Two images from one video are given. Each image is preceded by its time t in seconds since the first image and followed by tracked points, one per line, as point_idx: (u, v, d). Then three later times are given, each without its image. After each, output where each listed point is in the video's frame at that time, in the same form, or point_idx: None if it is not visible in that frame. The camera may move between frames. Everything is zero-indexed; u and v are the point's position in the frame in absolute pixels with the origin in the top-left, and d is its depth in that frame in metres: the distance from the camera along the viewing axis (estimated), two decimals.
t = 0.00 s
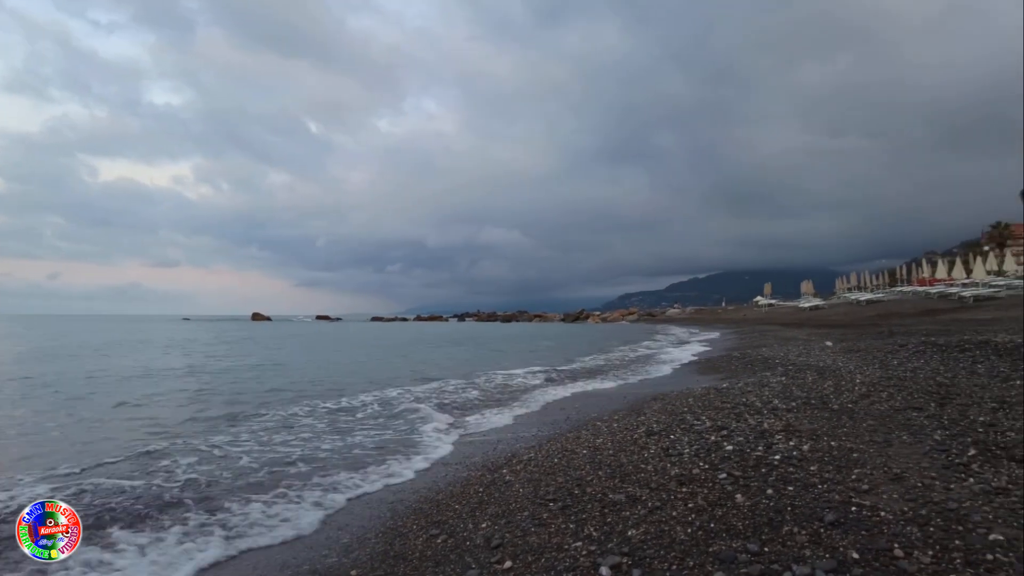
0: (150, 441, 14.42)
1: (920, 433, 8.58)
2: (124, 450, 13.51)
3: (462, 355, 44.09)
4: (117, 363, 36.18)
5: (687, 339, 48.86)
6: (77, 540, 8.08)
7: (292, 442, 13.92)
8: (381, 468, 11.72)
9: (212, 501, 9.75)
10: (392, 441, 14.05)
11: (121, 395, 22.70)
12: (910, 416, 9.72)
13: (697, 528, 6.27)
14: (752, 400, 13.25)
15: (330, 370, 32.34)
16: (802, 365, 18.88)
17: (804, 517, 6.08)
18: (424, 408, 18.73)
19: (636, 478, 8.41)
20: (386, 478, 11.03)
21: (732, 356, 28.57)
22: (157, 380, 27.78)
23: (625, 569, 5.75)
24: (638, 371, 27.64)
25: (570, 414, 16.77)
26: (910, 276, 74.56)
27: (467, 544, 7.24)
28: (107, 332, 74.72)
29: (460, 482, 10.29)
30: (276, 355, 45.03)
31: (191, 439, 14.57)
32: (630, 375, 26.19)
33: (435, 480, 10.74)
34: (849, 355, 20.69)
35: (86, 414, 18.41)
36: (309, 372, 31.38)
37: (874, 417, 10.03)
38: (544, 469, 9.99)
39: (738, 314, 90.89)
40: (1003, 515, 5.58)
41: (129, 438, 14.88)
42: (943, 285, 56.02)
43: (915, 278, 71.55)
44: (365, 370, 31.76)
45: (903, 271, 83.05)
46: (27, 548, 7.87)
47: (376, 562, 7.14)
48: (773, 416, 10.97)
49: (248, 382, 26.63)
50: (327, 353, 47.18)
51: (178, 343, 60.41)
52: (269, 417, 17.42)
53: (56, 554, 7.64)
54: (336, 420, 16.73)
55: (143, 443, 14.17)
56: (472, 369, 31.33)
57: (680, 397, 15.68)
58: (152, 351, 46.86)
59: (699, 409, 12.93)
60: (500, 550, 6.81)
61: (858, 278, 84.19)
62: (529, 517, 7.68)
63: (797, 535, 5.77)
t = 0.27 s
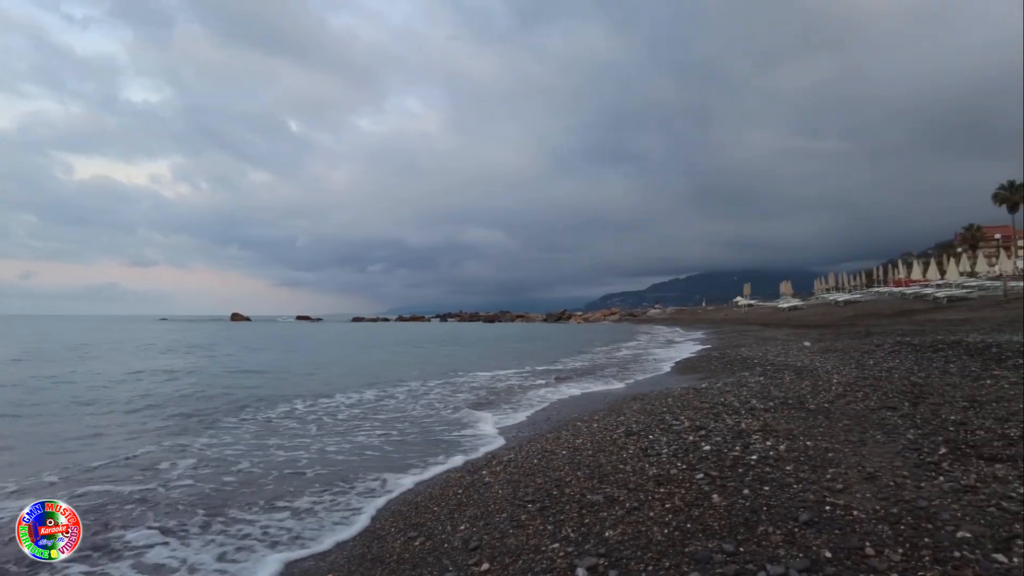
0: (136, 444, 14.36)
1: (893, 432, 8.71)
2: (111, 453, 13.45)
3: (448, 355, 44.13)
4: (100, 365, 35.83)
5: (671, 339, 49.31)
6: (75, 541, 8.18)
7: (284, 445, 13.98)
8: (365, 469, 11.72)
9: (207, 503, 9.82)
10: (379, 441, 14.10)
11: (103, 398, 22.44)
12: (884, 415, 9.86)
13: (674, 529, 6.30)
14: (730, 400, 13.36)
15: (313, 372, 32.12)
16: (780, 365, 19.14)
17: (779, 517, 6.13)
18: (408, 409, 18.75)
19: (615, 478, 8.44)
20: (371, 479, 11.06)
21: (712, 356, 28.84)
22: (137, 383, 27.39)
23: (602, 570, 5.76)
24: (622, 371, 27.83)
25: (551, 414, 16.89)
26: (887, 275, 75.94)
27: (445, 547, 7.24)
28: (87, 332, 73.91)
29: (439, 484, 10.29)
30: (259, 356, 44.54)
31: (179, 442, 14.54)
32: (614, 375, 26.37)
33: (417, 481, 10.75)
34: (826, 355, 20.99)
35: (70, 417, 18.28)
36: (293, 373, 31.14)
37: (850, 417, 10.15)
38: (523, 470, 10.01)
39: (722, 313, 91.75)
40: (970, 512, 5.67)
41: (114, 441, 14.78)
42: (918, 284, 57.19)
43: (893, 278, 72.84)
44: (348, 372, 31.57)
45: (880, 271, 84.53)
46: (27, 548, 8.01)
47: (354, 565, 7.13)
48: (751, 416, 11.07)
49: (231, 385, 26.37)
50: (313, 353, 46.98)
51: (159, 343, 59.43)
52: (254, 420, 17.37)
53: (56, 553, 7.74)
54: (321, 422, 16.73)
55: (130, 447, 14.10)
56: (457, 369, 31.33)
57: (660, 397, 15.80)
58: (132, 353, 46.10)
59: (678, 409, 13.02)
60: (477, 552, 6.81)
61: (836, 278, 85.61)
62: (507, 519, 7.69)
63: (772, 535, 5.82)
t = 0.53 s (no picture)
0: (123, 447, 14.21)
1: (871, 431, 8.82)
2: (98, 457, 13.31)
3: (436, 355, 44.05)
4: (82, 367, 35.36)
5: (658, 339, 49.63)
6: (76, 540, 8.20)
7: (275, 447, 13.95)
8: (353, 469, 11.72)
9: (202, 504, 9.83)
10: (368, 442, 14.09)
11: (86, 401, 22.10)
12: (863, 414, 9.99)
13: (656, 529, 6.33)
14: (712, 399, 13.47)
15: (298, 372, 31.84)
16: (763, 365, 19.35)
17: (759, 516, 6.18)
18: (395, 410, 18.75)
19: (597, 479, 8.47)
20: (360, 478, 11.07)
21: (696, 356, 29.02)
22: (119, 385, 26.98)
23: (584, 570, 5.77)
24: (608, 371, 27.97)
25: (538, 414, 16.97)
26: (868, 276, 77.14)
27: (428, 548, 7.23)
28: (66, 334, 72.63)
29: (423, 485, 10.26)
30: (244, 357, 44.08)
31: (168, 444, 14.43)
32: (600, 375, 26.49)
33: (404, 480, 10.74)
34: (807, 355, 21.22)
35: (53, 420, 18.07)
36: (277, 375, 30.85)
37: (830, 416, 10.27)
38: (507, 470, 10.01)
39: (707, 313, 92.46)
40: (946, 509, 5.76)
41: (99, 444, 14.59)
42: (898, 285, 58.24)
43: (872, 278, 74.11)
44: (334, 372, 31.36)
45: (860, 271, 85.91)
46: (26, 548, 8.02)
47: (338, 568, 7.11)
48: (732, 416, 11.15)
49: (215, 386, 26.08)
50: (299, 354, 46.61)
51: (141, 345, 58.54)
52: (240, 422, 17.24)
53: (56, 554, 7.75)
54: (308, 423, 16.68)
55: (117, 449, 13.97)
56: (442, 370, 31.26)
57: (643, 397, 15.87)
58: (115, 354, 45.43)
59: (661, 409, 13.11)
60: (460, 553, 6.80)
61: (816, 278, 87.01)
62: (489, 520, 7.68)
63: (752, 534, 5.87)
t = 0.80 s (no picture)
0: (110, 448, 14.11)
1: (852, 430, 8.92)
2: (84, 458, 13.19)
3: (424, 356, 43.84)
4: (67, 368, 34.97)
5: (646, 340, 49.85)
6: (76, 541, 8.32)
7: (264, 446, 13.93)
8: (341, 468, 11.72)
9: (195, 503, 9.87)
10: (357, 441, 14.10)
11: (69, 402, 21.82)
12: (845, 413, 10.08)
13: (638, 528, 6.34)
14: (696, 399, 13.54)
15: (284, 373, 31.61)
16: (747, 365, 19.48)
17: (741, 515, 6.21)
18: (382, 410, 18.69)
19: (581, 478, 8.48)
20: (347, 477, 11.08)
21: (681, 356, 28.90)
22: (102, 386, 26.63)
23: (566, 569, 5.77)
24: (595, 370, 28.03)
25: (525, 413, 17.00)
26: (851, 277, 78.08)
27: (411, 549, 7.23)
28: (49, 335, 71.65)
29: (407, 486, 10.27)
30: (230, 358, 43.65)
31: (156, 445, 14.34)
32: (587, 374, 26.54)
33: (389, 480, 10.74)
34: (791, 355, 21.23)
35: (38, 422, 17.89)
36: (263, 375, 30.58)
37: (813, 415, 10.36)
38: (492, 470, 10.01)
39: (696, 313, 92.97)
40: (924, 506, 5.82)
41: (84, 446, 14.45)
42: (880, 285, 59.04)
43: (855, 278, 75.00)
44: (321, 373, 31.15)
45: (844, 272, 86.91)
46: (27, 548, 8.14)
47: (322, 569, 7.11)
48: (716, 415, 11.21)
49: (201, 387, 25.83)
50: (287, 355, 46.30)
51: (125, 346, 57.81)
52: (227, 422, 17.13)
53: (56, 554, 7.85)
54: (295, 424, 16.61)
55: (104, 451, 13.87)
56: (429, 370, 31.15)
57: (628, 396, 15.86)
58: (100, 356, 44.94)
59: (646, 408, 13.16)
60: (442, 553, 6.79)
61: (800, 278, 87.93)
62: (473, 520, 7.68)
63: (734, 532, 5.90)
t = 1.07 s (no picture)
0: (100, 448, 14.01)
1: (836, 429, 9.00)
2: (76, 458, 13.10)
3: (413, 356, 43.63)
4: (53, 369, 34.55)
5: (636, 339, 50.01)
6: (76, 541, 8.32)
7: (257, 446, 13.91)
8: (333, 467, 11.71)
9: (193, 502, 9.90)
10: (348, 441, 14.08)
11: (56, 403, 21.57)
12: (829, 412, 10.17)
13: (622, 527, 6.37)
14: (682, 398, 13.60)
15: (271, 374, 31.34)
16: (733, 365, 19.59)
17: (724, 514, 6.25)
18: (371, 410, 18.64)
19: (566, 477, 8.50)
20: (337, 477, 11.07)
21: (667, 356, 28.84)
22: (88, 387, 26.33)
23: (549, 569, 5.78)
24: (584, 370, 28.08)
25: (514, 413, 17.02)
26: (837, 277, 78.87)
27: (395, 549, 7.22)
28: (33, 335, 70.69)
29: (390, 487, 10.21)
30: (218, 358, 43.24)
31: (148, 444, 14.27)
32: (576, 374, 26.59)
33: (376, 480, 10.72)
34: (777, 355, 21.23)
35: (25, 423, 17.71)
36: (251, 376, 30.32)
37: (798, 414, 10.44)
38: (477, 470, 10.00)
39: (685, 313, 93.32)
40: (905, 504, 5.89)
41: (75, 446, 14.36)
42: (865, 286, 59.67)
43: (841, 278, 75.75)
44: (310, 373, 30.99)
45: (830, 273, 87.78)
46: (26, 548, 8.14)
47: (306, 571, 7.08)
48: (701, 414, 11.27)
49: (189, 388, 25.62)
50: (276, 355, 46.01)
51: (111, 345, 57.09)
52: (216, 422, 17.04)
53: (56, 554, 7.85)
54: (284, 424, 16.54)
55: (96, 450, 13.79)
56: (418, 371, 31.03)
57: (614, 396, 15.83)
58: (87, 356, 44.45)
59: (632, 408, 13.20)
60: (426, 554, 6.79)
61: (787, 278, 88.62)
62: (457, 520, 7.68)
63: (717, 531, 5.94)
